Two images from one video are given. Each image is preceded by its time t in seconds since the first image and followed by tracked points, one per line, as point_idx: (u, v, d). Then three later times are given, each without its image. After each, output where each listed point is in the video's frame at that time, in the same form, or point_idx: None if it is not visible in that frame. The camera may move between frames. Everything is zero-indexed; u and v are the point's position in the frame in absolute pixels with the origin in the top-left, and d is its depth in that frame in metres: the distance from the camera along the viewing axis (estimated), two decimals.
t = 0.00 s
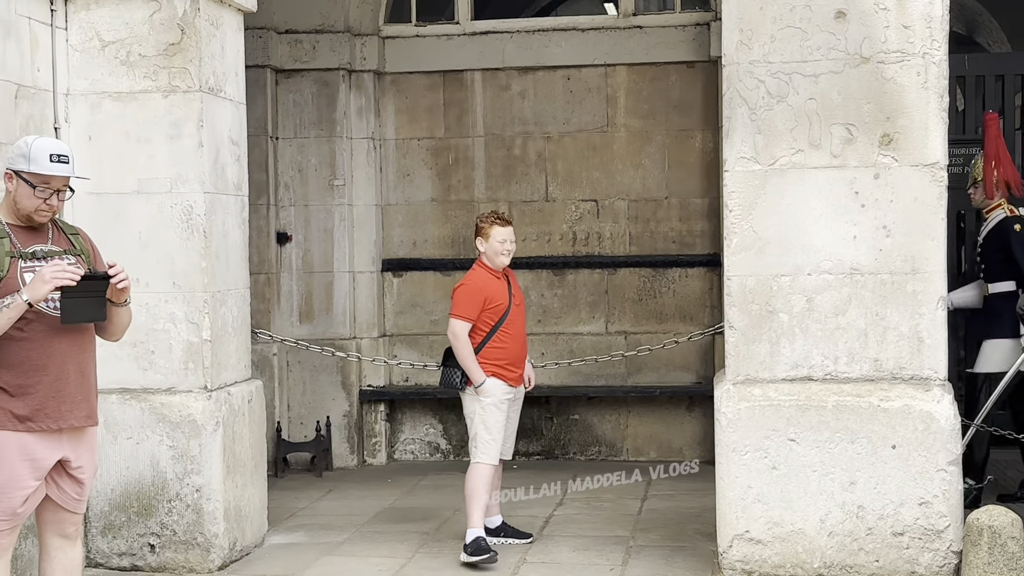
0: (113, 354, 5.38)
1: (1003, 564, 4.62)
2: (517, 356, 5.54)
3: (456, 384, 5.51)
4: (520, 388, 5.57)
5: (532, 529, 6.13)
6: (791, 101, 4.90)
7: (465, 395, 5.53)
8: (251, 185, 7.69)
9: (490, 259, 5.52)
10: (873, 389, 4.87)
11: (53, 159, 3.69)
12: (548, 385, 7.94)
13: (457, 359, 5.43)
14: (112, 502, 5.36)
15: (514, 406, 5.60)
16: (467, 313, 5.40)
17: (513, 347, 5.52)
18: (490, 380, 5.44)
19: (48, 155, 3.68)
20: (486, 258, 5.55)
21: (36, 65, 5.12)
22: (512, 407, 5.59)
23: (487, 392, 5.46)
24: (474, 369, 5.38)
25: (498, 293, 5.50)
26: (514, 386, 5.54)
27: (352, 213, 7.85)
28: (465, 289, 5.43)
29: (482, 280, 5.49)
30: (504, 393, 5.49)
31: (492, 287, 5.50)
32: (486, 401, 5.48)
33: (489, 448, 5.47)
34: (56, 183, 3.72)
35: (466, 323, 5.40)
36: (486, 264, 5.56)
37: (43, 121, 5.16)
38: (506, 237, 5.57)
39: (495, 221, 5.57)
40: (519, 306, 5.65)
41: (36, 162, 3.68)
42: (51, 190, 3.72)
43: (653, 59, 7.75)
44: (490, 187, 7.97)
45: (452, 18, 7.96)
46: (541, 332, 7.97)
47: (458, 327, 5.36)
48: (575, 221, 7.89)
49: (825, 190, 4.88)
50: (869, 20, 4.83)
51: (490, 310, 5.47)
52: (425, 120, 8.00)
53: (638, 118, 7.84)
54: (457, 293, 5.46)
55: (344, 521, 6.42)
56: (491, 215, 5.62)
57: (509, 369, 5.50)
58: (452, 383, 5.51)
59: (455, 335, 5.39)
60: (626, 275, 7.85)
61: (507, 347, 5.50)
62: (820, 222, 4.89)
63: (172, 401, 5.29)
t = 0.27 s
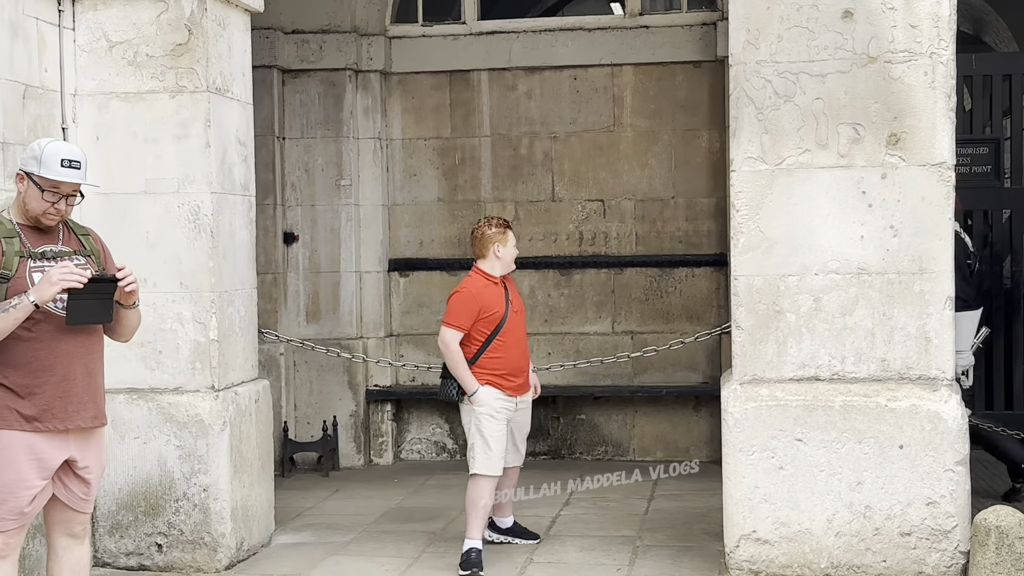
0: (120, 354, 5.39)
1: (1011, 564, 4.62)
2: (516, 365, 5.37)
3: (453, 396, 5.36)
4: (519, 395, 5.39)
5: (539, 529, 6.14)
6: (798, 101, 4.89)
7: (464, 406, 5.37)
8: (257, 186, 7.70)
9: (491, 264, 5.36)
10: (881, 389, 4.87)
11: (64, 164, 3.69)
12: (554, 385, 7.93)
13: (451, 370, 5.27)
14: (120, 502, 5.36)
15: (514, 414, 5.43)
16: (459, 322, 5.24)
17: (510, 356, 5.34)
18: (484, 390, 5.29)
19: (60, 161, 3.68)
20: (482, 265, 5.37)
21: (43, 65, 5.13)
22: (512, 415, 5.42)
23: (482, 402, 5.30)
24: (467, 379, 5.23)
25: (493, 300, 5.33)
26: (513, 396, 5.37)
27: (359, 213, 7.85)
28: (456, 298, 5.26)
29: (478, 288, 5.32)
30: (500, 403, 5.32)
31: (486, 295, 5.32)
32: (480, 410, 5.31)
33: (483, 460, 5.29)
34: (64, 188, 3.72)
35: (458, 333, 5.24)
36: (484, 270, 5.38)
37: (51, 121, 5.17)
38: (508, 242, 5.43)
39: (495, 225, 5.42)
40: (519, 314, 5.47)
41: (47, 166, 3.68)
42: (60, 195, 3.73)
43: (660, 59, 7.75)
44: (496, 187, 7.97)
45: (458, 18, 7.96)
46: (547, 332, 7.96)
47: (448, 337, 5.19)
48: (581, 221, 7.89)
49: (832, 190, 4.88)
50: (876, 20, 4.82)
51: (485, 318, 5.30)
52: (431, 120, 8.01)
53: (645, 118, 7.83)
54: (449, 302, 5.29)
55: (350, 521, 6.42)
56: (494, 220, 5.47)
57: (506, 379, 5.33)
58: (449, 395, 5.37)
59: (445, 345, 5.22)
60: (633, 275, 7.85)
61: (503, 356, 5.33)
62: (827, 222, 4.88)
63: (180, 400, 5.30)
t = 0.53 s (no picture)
0: (126, 354, 5.39)
1: (1019, 565, 4.59)
2: (516, 366, 5.16)
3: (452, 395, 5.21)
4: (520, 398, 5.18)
5: (545, 529, 6.13)
6: (804, 101, 4.89)
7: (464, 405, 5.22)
8: (264, 185, 7.70)
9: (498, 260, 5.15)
10: (887, 389, 4.86)
11: (69, 153, 3.71)
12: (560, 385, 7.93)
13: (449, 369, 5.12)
14: (127, 502, 5.37)
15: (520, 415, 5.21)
16: (458, 321, 5.07)
17: (510, 356, 5.14)
18: (478, 392, 5.12)
19: (64, 150, 3.70)
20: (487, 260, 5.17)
21: (50, 65, 5.13)
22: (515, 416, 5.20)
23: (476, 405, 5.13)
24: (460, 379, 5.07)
25: (496, 298, 5.12)
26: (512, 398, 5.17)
27: (365, 213, 7.86)
28: (458, 296, 5.08)
29: (481, 284, 5.12)
30: (496, 406, 5.14)
31: (489, 293, 5.12)
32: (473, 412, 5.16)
33: (477, 463, 5.18)
34: (71, 176, 3.74)
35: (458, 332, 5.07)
36: (489, 265, 5.18)
37: (57, 121, 5.18)
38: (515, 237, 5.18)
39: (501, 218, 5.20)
40: (526, 310, 5.24)
41: (51, 159, 3.70)
42: (67, 184, 3.74)
43: (666, 59, 7.74)
44: (502, 187, 7.97)
45: (464, 18, 7.96)
46: (553, 332, 7.96)
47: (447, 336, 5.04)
48: (587, 221, 7.89)
49: (838, 190, 4.87)
50: (882, 19, 4.82)
51: (485, 316, 5.11)
52: (437, 120, 8.01)
53: (651, 118, 7.83)
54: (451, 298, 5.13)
55: (356, 521, 6.43)
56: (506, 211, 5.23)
57: (504, 381, 5.14)
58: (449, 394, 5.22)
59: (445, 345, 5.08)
60: (639, 275, 7.84)
61: (504, 356, 5.14)
62: (834, 222, 4.88)
63: (186, 400, 5.30)
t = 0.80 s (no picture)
0: (133, 354, 5.40)
1: None
2: (541, 380, 4.95)
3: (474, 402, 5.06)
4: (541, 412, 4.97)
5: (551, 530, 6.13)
6: (810, 101, 4.88)
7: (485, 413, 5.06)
8: (270, 186, 7.71)
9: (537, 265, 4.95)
10: (894, 390, 4.85)
11: (70, 146, 3.73)
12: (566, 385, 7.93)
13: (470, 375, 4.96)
14: (133, 502, 5.38)
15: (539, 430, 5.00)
16: (483, 327, 4.89)
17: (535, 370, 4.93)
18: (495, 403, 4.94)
19: (66, 143, 3.72)
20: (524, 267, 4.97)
21: (56, 66, 5.14)
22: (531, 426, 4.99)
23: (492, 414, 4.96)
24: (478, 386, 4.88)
25: (528, 307, 4.93)
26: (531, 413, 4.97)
27: (371, 213, 7.86)
28: (487, 300, 4.91)
29: (514, 289, 4.92)
30: (513, 417, 4.95)
31: (521, 301, 4.92)
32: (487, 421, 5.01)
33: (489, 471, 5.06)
34: (78, 168, 3.76)
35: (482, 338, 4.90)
36: (526, 271, 4.98)
37: (64, 122, 5.18)
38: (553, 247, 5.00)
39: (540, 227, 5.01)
40: (561, 324, 5.02)
41: (55, 153, 3.72)
42: (75, 176, 3.76)
43: (672, 59, 7.73)
44: (508, 188, 7.97)
45: (470, 18, 7.96)
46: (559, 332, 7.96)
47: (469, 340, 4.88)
48: (593, 221, 7.89)
49: (844, 190, 4.87)
50: (889, 19, 4.81)
51: (514, 323, 4.91)
52: (443, 120, 8.01)
53: (657, 118, 7.82)
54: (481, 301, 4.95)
55: (362, 521, 6.43)
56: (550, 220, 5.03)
57: (525, 392, 4.94)
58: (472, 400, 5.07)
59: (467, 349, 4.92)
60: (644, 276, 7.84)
61: (530, 367, 4.93)
62: (840, 222, 4.87)
63: (192, 400, 5.31)
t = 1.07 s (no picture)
0: (140, 354, 5.41)
1: None
2: (591, 372, 4.80)
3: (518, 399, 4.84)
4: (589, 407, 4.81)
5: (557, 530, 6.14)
6: (817, 101, 4.88)
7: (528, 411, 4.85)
8: (277, 186, 7.71)
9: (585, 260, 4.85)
10: (900, 390, 4.84)
11: (76, 145, 3.72)
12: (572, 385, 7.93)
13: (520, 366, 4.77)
14: (140, 502, 5.39)
15: (587, 429, 4.85)
16: (537, 313, 4.74)
17: (585, 361, 4.80)
18: (547, 394, 4.75)
19: (71, 143, 3.72)
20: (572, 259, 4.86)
21: (64, 67, 5.15)
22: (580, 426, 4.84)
23: (544, 407, 4.76)
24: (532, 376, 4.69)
25: (579, 296, 4.81)
26: (580, 406, 4.80)
27: (377, 213, 7.87)
28: (539, 286, 4.77)
29: (565, 278, 4.80)
30: (564, 410, 4.77)
31: (572, 290, 4.80)
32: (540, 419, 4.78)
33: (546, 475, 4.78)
34: (83, 167, 3.76)
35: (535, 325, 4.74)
36: (574, 263, 4.87)
37: (71, 122, 5.19)
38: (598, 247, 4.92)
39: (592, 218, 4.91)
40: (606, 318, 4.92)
41: (60, 152, 3.72)
42: (80, 175, 3.76)
43: (678, 59, 7.73)
44: (514, 188, 7.98)
45: (476, 18, 7.96)
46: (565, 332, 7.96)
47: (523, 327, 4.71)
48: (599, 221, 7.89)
49: (851, 191, 4.86)
50: (896, 20, 4.81)
51: (566, 312, 4.77)
52: (450, 120, 8.02)
53: (663, 118, 7.82)
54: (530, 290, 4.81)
55: (369, 521, 6.44)
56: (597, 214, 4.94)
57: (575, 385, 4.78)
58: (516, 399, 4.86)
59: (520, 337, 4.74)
60: (650, 276, 7.84)
61: (579, 359, 4.79)
62: (847, 222, 4.87)
63: (199, 400, 5.32)
